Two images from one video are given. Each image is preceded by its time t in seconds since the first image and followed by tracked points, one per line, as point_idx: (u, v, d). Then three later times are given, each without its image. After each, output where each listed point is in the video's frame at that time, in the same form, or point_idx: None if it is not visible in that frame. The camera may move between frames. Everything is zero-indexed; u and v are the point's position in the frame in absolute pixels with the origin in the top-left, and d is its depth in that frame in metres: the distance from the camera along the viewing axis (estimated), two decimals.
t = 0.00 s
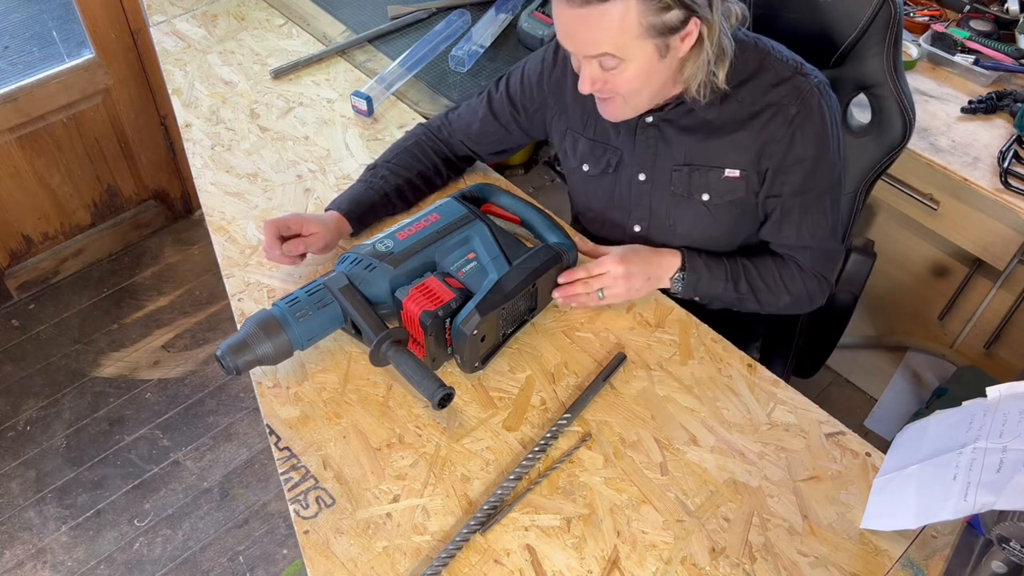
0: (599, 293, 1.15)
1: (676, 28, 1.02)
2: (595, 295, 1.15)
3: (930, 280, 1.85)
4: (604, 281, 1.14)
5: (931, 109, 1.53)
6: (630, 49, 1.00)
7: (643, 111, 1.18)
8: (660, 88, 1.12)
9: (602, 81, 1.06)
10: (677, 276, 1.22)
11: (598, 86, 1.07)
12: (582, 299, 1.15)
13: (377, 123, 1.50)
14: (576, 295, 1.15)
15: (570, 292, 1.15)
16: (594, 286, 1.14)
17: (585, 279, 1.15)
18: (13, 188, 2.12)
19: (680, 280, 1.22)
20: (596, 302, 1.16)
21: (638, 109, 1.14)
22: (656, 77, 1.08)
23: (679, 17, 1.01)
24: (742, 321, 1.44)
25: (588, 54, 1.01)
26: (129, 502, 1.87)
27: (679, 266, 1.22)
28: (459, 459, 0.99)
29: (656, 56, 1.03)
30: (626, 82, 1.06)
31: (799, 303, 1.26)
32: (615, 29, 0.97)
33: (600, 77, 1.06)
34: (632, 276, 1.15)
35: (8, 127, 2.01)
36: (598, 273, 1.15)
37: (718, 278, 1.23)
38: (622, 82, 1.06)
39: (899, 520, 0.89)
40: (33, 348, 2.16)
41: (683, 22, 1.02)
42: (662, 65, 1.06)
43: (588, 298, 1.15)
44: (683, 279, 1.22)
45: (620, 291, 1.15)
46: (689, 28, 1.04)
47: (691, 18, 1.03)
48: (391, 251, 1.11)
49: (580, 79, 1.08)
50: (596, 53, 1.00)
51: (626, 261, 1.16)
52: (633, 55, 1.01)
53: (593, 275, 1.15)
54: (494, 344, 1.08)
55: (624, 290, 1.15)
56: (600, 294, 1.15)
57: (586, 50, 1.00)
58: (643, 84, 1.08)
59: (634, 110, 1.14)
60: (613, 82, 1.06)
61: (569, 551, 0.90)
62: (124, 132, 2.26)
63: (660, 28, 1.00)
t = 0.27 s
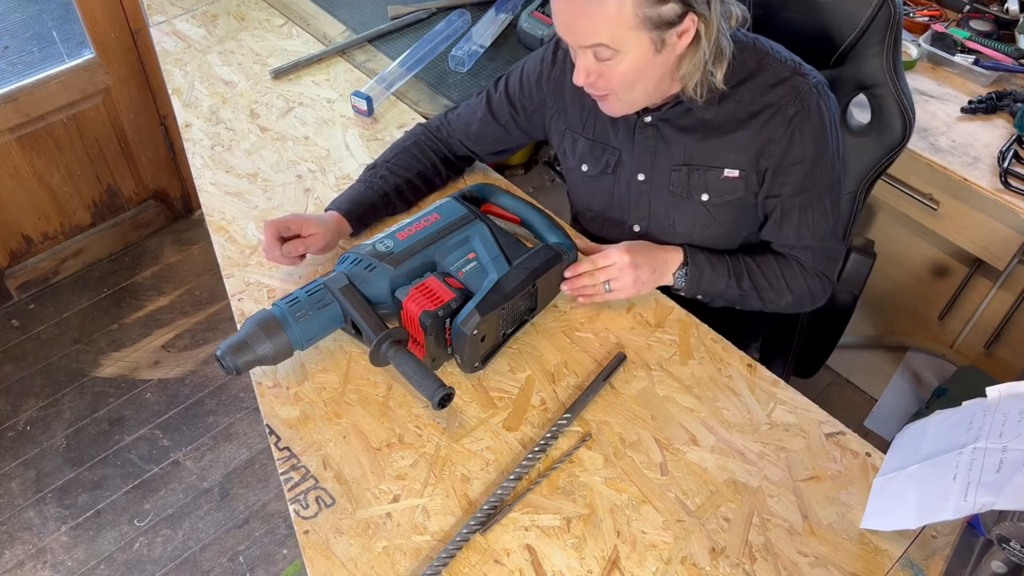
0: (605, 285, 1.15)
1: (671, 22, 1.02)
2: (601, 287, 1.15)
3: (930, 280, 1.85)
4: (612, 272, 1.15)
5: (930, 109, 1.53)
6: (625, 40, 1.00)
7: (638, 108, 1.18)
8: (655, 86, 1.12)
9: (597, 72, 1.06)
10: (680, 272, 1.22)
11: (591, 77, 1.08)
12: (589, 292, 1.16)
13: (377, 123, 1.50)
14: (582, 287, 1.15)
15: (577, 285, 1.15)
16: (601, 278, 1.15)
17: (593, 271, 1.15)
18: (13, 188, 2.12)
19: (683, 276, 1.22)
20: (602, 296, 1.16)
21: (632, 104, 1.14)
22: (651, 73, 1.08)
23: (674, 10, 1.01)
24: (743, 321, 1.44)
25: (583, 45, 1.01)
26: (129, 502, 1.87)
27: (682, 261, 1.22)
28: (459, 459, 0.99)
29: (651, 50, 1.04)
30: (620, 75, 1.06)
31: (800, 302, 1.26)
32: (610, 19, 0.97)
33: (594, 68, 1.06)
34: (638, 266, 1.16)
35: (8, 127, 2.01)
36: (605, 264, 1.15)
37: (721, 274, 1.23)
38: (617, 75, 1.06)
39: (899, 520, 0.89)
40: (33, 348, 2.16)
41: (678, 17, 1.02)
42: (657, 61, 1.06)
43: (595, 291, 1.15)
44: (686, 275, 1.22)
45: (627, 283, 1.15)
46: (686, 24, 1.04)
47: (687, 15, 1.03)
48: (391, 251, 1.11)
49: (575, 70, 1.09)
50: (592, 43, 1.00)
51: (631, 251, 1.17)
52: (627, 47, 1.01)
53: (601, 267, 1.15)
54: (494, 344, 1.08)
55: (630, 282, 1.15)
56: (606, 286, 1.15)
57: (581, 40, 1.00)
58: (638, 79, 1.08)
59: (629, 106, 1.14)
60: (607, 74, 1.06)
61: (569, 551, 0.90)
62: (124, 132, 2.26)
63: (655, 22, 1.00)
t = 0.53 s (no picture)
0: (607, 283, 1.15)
1: (657, 21, 1.02)
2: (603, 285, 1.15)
3: (930, 280, 1.85)
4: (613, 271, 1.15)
5: (930, 109, 1.53)
6: (611, 31, 1.01)
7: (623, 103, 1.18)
8: (641, 83, 1.12)
9: (582, 61, 1.07)
10: (680, 273, 1.22)
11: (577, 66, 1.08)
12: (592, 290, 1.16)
13: (377, 123, 1.50)
14: (585, 285, 1.15)
15: (579, 283, 1.15)
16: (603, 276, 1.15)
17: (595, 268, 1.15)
18: (13, 188, 2.12)
19: (683, 277, 1.22)
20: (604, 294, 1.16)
21: (616, 99, 1.14)
22: (636, 70, 1.08)
23: (661, 10, 1.01)
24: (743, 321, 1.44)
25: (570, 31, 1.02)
26: (129, 502, 1.87)
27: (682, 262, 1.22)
28: (459, 459, 0.99)
29: (637, 45, 1.04)
30: (604, 66, 1.06)
31: (801, 303, 1.26)
32: (598, 7, 0.98)
33: (580, 56, 1.06)
34: (640, 266, 1.16)
35: (8, 127, 2.01)
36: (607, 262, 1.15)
37: (721, 276, 1.23)
38: (602, 66, 1.06)
39: (899, 520, 0.89)
40: (33, 348, 2.16)
41: (666, 16, 1.02)
42: (642, 58, 1.06)
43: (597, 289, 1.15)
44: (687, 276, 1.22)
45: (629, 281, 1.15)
46: (674, 24, 1.04)
47: (675, 15, 1.04)
48: (391, 251, 1.11)
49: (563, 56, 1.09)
50: (578, 29, 1.01)
51: (633, 251, 1.17)
52: (613, 39, 1.02)
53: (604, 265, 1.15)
54: (494, 344, 1.08)
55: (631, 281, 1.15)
56: (608, 284, 1.15)
57: (568, 26, 1.01)
58: (624, 74, 1.08)
59: (613, 100, 1.14)
60: (592, 63, 1.07)
61: (569, 551, 0.90)
62: (124, 132, 2.26)
63: (640, 18, 1.00)
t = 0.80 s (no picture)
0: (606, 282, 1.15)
1: (660, 15, 1.02)
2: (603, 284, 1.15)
3: (929, 280, 1.85)
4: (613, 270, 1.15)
5: (930, 108, 1.53)
6: (613, 26, 1.01)
7: (623, 103, 1.17)
8: (642, 82, 1.12)
9: (583, 58, 1.07)
10: (680, 274, 1.22)
11: (578, 63, 1.08)
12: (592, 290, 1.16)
13: (377, 123, 1.50)
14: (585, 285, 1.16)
15: (580, 283, 1.16)
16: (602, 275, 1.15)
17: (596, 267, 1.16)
18: (13, 188, 2.12)
19: (682, 278, 1.22)
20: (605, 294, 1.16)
21: (616, 98, 1.14)
22: (637, 68, 1.08)
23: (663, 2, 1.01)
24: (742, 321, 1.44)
25: (571, 26, 1.02)
26: (129, 501, 1.87)
27: (682, 263, 1.22)
28: (459, 459, 0.99)
29: (638, 41, 1.04)
30: (605, 63, 1.06)
31: (801, 304, 1.26)
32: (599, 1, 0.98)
33: (581, 53, 1.06)
34: (640, 266, 1.16)
35: (8, 127, 2.01)
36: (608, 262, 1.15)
37: (721, 277, 1.23)
38: (603, 63, 1.06)
39: (899, 520, 0.89)
40: (33, 348, 2.16)
41: (668, 11, 1.03)
42: (643, 55, 1.06)
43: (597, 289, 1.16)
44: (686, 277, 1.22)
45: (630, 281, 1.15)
46: (675, 20, 1.04)
47: (677, 11, 1.04)
48: (391, 251, 1.11)
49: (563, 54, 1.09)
50: (579, 24, 1.01)
51: (634, 251, 1.17)
52: (614, 34, 1.02)
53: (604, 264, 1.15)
54: (494, 344, 1.08)
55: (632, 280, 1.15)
56: (608, 284, 1.15)
57: (569, 21, 1.01)
58: (625, 71, 1.08)
59: (612, 99, 1.14)
60: (593, 60, 1.07)
61: (569, 551, 0.90)
62: (124, 132, 2.26)
63: (643, 12, 1.00)
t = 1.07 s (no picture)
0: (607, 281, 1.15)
1: (660, 20, 1.02)
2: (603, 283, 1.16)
3: (930, 280, 1.85)
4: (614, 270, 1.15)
5: (930, 109, 1.53)
6: (613, 32, 1.01)
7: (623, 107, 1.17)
8: (642, 87, 1.12)
9: (583, 65, 1.07)
10: (681, 275, 1.22)
11: (578, 70, 1.08)
12: (594, 288, 1.17)
13: (377, 123, 1.50)
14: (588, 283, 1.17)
15: (584, 281, 1.17)
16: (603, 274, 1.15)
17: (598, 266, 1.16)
18: (13, 189, 2.12)
19: (683, 279, 1.22)
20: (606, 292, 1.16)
21: (616, 102, 1.14)
22: (637, 73, 1.08)
23: (664, 7, 1.01)
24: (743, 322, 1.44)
25: (572, 33, 1.02)
26: (129, 502, 1.87)
27: (683, 264, 1.22)
28: (459, 459, 0.99)
29: (639, 47, 1.04)
30: (606, 70, 1.06)
31: (802, 304, 1.26)
32: (600, 8, 0.98)
33: (581, 59, 1.06)
34: (643, 265, 1.16)
35: (8, 127, 2.01)
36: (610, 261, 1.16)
37: (722, 278, 1.23)
38: (603, 69, 1.06)
39: (899, 520, 0.89)
40: (33, 348, 2.16)
41: (669, 16, 1.02)
42: (643, 60, 1.06)
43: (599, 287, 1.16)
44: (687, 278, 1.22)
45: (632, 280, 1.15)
46: (675, 24, 1.04)
47: (677, 15, 1.04)
48: (391, 252, 1.11)
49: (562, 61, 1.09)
50: (579, 31, 1.01)
51: (636, 250, 1.17)
52: (615, 40, 1.02)
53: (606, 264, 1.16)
54: (494, 344, 1.08)
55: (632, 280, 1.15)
56: (609, 282, 1.15)
57: (569, 28, 1.01)
58: (625, 77, 1.08)
59: (613, 104, 1.14)
60: (594, 67, 1.07)
61: (569, 551, 0.90)
62: (124, 132, 2.26)
63: (643, 16, 1.00)
